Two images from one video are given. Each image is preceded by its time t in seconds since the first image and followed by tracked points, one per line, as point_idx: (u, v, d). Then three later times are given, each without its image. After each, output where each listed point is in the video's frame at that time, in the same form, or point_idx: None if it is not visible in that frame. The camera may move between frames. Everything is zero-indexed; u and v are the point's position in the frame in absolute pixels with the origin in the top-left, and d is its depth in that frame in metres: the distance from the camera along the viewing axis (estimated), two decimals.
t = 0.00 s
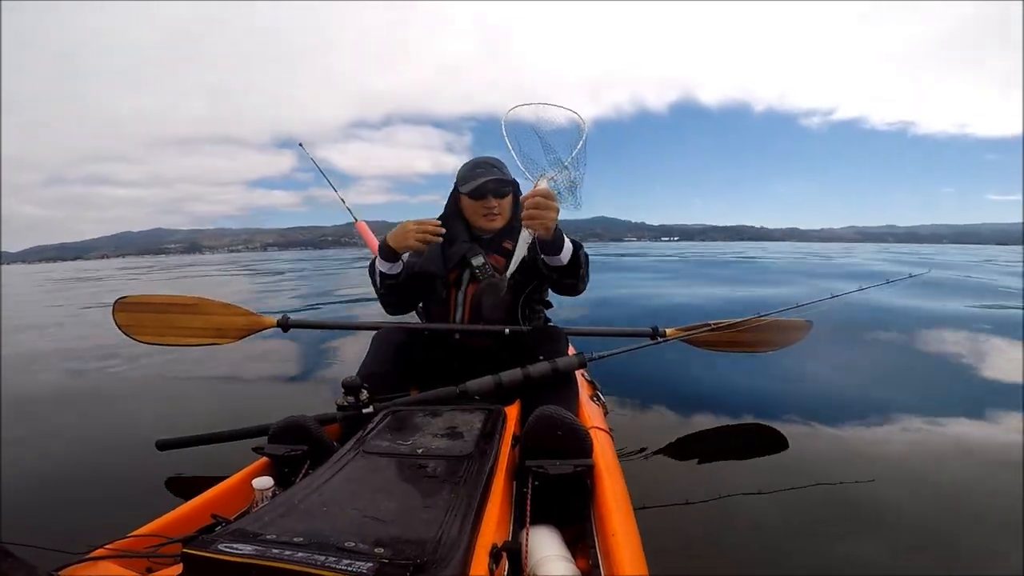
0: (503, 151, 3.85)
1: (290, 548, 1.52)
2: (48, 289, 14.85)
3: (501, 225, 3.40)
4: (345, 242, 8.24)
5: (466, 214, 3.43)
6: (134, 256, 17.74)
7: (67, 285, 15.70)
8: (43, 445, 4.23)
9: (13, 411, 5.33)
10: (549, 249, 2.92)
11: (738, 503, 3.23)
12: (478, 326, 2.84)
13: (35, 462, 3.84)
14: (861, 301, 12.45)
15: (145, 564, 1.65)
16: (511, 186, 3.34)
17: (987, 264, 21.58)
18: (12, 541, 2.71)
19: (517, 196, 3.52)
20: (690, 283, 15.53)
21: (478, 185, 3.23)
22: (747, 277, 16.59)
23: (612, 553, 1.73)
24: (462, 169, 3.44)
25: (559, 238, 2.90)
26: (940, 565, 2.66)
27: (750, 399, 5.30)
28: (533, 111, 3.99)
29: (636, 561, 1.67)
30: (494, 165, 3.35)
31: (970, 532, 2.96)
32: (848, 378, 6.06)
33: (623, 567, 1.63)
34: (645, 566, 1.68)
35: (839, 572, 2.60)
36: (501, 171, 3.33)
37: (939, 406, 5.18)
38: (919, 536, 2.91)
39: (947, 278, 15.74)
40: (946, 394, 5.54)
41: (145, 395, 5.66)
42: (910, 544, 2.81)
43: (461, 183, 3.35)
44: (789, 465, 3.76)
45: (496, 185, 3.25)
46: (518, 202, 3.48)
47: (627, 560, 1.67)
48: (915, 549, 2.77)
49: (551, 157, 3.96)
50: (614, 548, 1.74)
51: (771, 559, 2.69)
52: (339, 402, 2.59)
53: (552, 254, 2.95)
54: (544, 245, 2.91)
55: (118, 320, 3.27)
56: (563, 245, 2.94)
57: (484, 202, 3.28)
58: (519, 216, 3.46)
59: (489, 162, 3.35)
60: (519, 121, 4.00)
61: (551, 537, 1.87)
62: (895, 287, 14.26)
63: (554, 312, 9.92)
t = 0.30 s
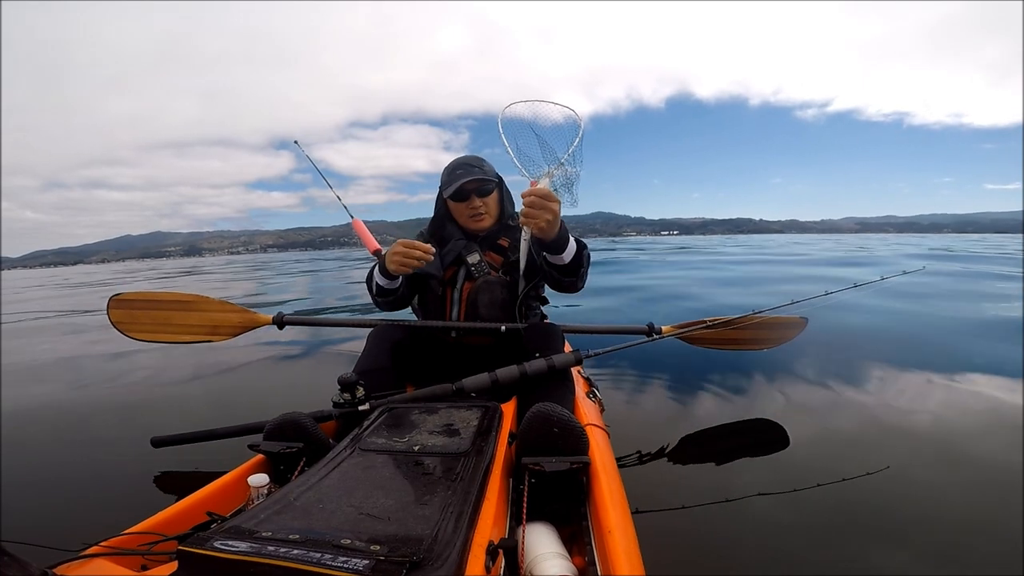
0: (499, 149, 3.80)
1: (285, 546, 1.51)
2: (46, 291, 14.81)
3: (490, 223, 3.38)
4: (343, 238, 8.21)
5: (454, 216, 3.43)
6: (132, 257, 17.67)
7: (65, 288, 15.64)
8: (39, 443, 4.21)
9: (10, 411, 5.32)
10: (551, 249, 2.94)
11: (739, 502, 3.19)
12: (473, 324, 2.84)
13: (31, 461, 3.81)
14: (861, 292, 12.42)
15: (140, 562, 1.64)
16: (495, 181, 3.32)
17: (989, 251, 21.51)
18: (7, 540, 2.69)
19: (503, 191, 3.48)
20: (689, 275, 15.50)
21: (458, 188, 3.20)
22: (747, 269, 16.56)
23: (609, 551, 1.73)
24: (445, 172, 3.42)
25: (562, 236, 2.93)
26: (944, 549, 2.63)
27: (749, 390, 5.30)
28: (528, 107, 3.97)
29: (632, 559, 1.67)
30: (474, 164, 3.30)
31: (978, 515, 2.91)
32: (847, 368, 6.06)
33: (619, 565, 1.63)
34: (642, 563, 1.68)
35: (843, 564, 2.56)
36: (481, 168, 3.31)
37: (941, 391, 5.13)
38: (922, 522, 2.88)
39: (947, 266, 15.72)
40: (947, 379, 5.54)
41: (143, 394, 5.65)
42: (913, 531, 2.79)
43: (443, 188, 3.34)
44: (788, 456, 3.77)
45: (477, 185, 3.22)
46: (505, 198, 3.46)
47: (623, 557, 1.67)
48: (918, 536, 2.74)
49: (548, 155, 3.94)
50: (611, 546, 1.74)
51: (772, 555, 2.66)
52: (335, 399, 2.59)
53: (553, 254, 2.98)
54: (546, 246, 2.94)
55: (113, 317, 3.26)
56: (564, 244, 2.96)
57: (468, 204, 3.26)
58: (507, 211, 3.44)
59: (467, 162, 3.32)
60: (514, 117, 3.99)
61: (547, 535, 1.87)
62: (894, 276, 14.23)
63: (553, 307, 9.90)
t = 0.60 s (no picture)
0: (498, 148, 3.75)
1: (283, 545, 1.51)
2: (49, 292, 14.86)
3: (484, 222, 3.38)
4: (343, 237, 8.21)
5: (449, 215, 3.45)
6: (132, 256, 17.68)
7: (66, 287, 15.65)
8: (42, 442, 4.23)
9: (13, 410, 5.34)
10: (532, 263, 2.87)
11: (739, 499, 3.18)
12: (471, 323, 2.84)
13: (33, 460, 3.83)
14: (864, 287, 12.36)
15: (138, 561, 1.65)
16: (488, 179, 3.32)
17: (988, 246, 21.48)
18: (9, 540, 2.70)
19: (498, 190, 3.47)
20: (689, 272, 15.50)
21: (450, 187, 3.22)
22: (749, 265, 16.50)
23: (607, 550, 1.73)
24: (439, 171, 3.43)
25: (542, 250, 2.84)
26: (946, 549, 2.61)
27: (748, 386, 5.30)
28: (528, 106, 3.96)
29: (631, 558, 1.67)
30: (468, 162, 3.31)
31: (982, 515, 2.88)
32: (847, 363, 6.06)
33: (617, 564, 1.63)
34: (640, 562, 1.68)
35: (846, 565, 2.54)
36: (475, 166, 3.30)
37: (942, 383, 5.10)
38: (924, 520, 2.87)
39: (947, 261, 15.70)
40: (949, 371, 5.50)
41: (145, 392, 5.66)
42: (915, 531, 2.76)
43: (437, 187, 3.35)
44: (788, 452, 3.76)
45: (469, 183, 3.22)
46: (499, 196, 3.46)
47: (622, 557, 1.66)
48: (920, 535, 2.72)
49: (547, 155, 3.98)
50: (610, 545, 1.74)
51: (774, 558, 2.63)
52: (334, 399, 2.59)
53: (534, 268, 2.92)
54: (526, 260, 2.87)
55: (111, 316, 3.27)
56: (545, 257, 2.88)
57: (461, 202, 3.27)
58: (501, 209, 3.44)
59: (460, 160, 3.32)
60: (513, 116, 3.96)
61: (546, 535, 1.87)
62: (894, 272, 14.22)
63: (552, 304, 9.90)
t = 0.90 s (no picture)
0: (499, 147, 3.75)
1: (284, 544, 1.51)
2: (53, 288, 14.93)
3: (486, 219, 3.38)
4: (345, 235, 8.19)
5: (452, 212, 3.44)
6: (134, 254, 17.73)
7: (68, 285, 15.70)
8: (45, 440, 4.25)
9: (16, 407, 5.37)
10: (526, 268, 2.82)
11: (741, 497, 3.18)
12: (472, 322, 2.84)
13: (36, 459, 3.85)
14: (867, 290, 12.33)
15: (138, 561, 1.65)
16: (493, 178, 3.31)
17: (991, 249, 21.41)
18: (11, 540, 2.71)
19: (501, 189, 3.47)
20: (690, 272, 15.49)
21: (454, 182, 3.21)
22: (751, 266, 16.47)
23: (607, 550, 1.72)
24: (444, 167, 3.42)
25: (535, 254, 2.80)
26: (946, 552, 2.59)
27: (748, 387, 5.30)
28: (528, 106, 3.96)
29: (631, 558, 1.66)
30: (472, 160, 3.30)
31: (985, 517, 2.86)
32: (847, 366, 6.06)
33: (618, 564, 1.62)
34: (641, 562, 1.67)
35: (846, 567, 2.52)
36: (480, 164, 3.30)
37: (945, 392, 5.09)
38: (925, 522, 2.85)
39: (948, 263, 15.68)
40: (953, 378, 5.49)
41: (146, 392, 5.68)
42: (915, 533, 2.73)
43: (441, 183, 3.35)
44: (789, 454, 3.75)
45: (473, 180, 3.21)
46: (502, 195, 3.45)
47: (622, 557, 1.66)
48: (920, 538, 2.69)
49: (547, 154, 4.00)
50: (610, 544, 1.74)
51: (774, 558, 2.61)
52: (334, 398, 2.58)
53: (527, 273, 2.87)
54: (520, 265, 2.82)
55: (111, 313, 3.25)
56: (538, 262, 2.83)
57: (464, 198, 3.27)
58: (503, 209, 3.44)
59: (466, 158, 3.32)
60: (514, 116, 3.95)
61: (547, 534, 1.87)
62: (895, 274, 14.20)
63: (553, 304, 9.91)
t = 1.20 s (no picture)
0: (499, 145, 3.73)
1: (284, 542, 1.51)
2: (56, 283, 15.00)
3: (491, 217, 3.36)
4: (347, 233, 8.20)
5: (457, 208, 3.43)
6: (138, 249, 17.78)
7: (72, 279, 15.75)
8: (45, 438, 4.26)
9: (19, 403, 5.40)
10: (533, 271, 2.81)
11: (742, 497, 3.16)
12: (473, 319, 2.83)
13: (37, 456, 3.86)
14: (870, 293, 12.29)
15: (139, 558, 1.65)
16: (499, 177, 3.30)
17: (994, 252, 21.28)
18: (11, 537, 2.72)
19: (508, 188, 3.46)
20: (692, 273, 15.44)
21: (461, 179, 3.20)
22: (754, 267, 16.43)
23: (607, 547, 1.71)
24: (451, 163, 3.42)
25: (543, 259, 2.78)
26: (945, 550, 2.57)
27: (749, 389, 5.28)
28: (528, 103, 3.95)
29: (632, 556, 1.65)
30: (481, 158, 3.29)
31: (988, 520, 2.84)
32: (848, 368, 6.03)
33: (618, 561, 1.61)
34: (641, 560, 1.66)
35: (848, 569, 2.49)
36: (488, 162, 3.29)
37: (949, 396, 5.06)
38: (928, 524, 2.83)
39: (952, 266, 15.60)
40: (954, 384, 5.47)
41: (149, 389, 5.70)
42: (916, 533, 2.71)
43: (448, 178, 3.34)
44: (791, 455, 3.73)
45: (480, 178, 3.21)
46: (509, 194, 3.44)
47: (622, 554, 1.64)
48: (921, 539, 2.66)
49: (547, 152, 3.97)
50: (610, 542, 1.72)
51: (776, 560, 2.59)
52: (334, 396, 2.58)
53: (535, 277, 2.87)
54: (527, 269, 2.81)
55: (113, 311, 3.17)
56: (546, 265, 2.82)
57: (469, 195, 3.26)
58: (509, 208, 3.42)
59: (474, 154, 3.30)
60: (514, 113, 3.94)
61: (547, 532, 1.86)
62: (899, 277, 14.12)
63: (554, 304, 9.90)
